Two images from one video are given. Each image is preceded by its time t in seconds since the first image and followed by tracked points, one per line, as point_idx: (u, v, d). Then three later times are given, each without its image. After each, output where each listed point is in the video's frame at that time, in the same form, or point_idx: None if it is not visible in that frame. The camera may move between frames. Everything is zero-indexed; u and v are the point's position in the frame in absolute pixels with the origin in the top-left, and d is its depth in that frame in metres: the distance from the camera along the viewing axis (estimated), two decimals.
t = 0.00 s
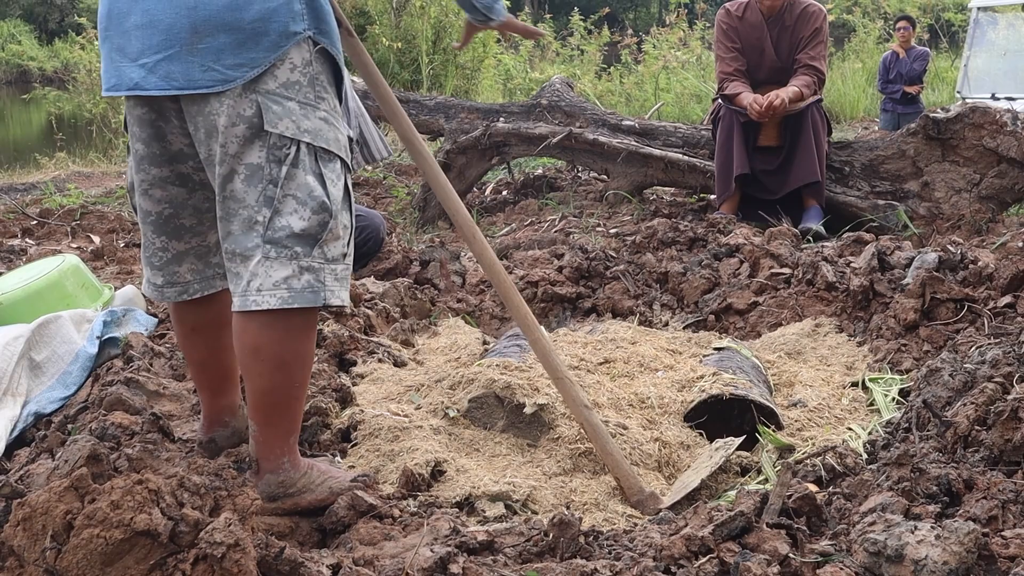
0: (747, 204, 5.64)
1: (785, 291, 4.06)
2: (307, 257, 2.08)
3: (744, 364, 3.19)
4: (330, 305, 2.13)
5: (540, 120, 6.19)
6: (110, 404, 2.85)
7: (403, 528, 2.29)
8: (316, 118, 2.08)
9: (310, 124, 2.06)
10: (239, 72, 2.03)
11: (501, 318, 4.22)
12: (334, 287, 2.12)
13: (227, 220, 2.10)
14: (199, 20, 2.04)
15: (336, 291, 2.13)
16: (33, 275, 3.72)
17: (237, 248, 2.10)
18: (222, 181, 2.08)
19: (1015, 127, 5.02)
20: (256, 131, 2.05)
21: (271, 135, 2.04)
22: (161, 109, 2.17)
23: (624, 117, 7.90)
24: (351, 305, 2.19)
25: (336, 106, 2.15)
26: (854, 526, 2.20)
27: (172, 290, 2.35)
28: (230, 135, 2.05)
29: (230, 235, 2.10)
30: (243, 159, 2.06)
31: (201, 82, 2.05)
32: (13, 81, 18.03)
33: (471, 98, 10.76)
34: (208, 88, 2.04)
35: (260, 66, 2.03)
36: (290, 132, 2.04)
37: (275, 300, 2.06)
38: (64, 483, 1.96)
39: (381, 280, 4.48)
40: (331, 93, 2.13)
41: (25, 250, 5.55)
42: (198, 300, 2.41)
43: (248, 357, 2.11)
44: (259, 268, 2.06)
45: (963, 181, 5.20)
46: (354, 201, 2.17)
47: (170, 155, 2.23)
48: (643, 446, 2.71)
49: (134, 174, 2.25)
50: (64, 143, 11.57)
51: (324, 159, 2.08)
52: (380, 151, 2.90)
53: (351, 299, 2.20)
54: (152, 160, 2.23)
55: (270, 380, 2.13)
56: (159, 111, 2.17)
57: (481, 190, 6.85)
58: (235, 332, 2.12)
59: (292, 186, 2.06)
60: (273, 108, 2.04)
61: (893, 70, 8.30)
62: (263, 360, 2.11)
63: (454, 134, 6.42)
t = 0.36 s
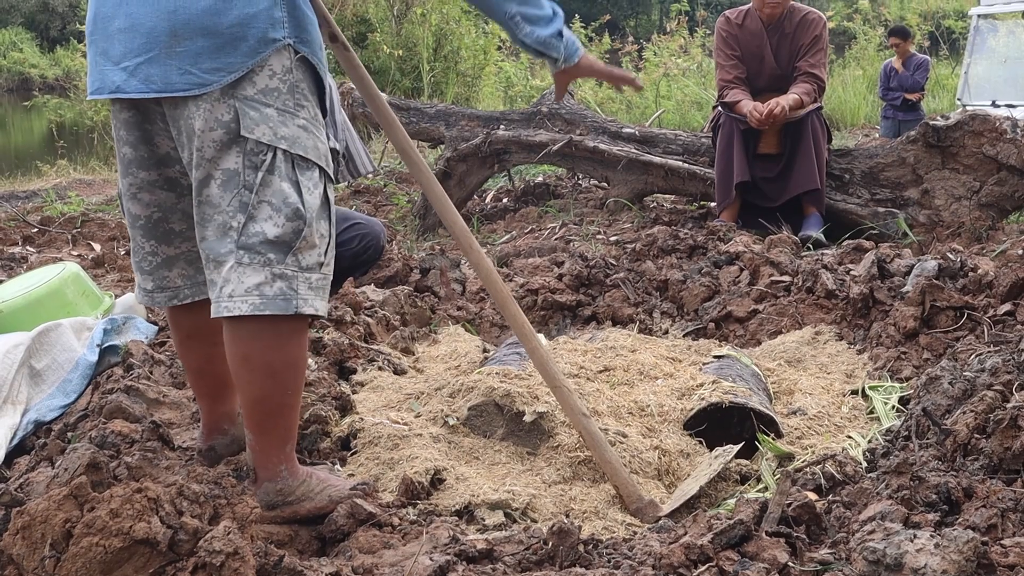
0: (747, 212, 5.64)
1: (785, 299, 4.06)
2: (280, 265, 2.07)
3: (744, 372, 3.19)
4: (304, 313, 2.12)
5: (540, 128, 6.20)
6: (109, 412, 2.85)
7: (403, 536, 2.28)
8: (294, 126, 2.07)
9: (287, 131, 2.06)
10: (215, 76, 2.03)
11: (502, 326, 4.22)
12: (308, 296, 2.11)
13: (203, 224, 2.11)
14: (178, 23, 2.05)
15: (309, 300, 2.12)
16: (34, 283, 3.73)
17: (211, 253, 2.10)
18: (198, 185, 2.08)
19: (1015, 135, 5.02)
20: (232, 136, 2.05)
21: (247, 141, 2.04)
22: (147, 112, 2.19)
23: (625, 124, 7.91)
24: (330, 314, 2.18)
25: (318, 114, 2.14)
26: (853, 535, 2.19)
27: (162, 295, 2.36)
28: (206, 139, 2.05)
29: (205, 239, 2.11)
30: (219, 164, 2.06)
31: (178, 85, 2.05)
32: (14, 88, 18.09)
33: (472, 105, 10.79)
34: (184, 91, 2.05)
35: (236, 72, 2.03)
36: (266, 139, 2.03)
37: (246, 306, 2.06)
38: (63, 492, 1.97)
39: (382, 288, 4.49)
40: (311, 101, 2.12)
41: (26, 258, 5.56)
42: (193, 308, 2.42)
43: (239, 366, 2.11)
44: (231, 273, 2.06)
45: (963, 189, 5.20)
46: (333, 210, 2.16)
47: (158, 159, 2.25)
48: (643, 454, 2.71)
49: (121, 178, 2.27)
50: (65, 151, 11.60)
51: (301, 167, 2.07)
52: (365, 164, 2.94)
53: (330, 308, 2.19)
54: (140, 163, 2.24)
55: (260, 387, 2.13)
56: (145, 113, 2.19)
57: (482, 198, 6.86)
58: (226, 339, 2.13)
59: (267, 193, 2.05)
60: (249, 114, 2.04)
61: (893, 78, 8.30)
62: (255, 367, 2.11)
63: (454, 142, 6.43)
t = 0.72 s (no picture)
0: (745, 227, 5.67)
1: (783, 314, 4.07)
2: (280, 279, 2.08)
3: (742, 388, 3.19)
4: (303, 328, 2.13)
5: (539, 143, 6.23)
6: (107, 428, 2.85)
7: (400, 553, 2.28)
8: (294, 141, 2.08)
9: (288, 146, 2.07)
10: (217, 91, 2.04)
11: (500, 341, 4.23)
12: (307, 310, 2.12)
13: (202, 239, 2.12)
14: (180, 39, 2.05)
15: (309, 314, 2.13)
16: (33, 298, 3.74)
17: (210, 267, 2.11)
18: (198, 200, 2.09)
19: (1012, 150, 5.03)
20: (233, 151, 2.06)
21: (248, 156, 2.05)
22: (147, 126, 2.19)
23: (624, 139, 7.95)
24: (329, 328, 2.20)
25: (317, 130, 2.16)
26: (851, 550, 2.19)
27: (162, 308, 2.37)
28: (208, 154, 2.06)
29: (204, 254, 2.12)
30: (220, 179, 2.07)
31: (180, 100, 2.05)
32: (15, 104, 18.17)
33: (472, 120, 10.84)
34: (185, 106, 2.05)
35: (238, 87, 2.04)
36: (266, 154, 2.05)
37: (246, 320, 2.06)
38: (61, 508, 2.02)
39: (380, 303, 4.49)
40: (311, 117, 2.14)
41: (25, 273, 5.57)
42: (191, 325, 2.43)
43: (236, 382, 2.12)
44: (231, 287, 2.07)
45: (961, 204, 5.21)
46: (332, 226, 2.18)
47: (158, 173, 2.26)
48: (641, 470, 2.71)
49: (121, 193, 2.27)
50: (65, 165, 11.63)
51: (301, 182, 2.09)
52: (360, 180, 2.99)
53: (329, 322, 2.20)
54: (140, 177, 2.25)
55: (257, 403, 2.14)
56: (145, 128, 2.19)
57: (481, 213, 6.88)
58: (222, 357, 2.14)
59: (267, 207, 2.06)
60: (250, 129, 2.05)
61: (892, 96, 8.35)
62: (252, 383, 2.12)
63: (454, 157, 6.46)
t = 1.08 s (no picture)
0: (742, 253, 5.68)
1: (780, 340, 4.07)
2: (272, 305, 2.09)
3: (739, 415, 3.19)
4: (295, 354, 2.13)
5: (536, 169, 6.26)
6: (104, 455, 2.84)
7: None
8: (290, 168, 2.11)
9: (283, 173, 2.09)
10: (216, 117, 2.06)
11: (497, 367, 4.24)
12: (299, 337, 2.13)
13: (196, 265, 2.12)
14: (179, 66, 2.06)
15: (300, 341, 2.13)
16: (30, 324, 3.74)
17: (203, 293, 2.11)
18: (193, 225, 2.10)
19: (1008, 176, 5.04)
20: (230, 177, 2.08)
21: (244, 182, 2.07)
22: (148, 154, 2.20)
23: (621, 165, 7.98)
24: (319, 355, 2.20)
25: (311, 158, 2.18)
26: None
27: (161, 335, 2.37)
28: (204, 180, 2.07)
29: (198, 280, 2.12)
30: (216, 205, 2.08)
31: (179, 128, 2.07)
32: (13, 129, 18.28)
33: (470, 145, 10.90)
34: (183, 132, 2.06)
35: (234, 113, 2.06)
36: (262, 180, 2.06)
37: (238, 346, 2.06)
38: (57, 537, 2.20)
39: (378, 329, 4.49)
40: (306, 144, 2.16)
41: (23, 299, 5.58)
42: (188, 349, 2.43)
43: (227, 408, 2.12)
44: (224, 313, 2.07)
45: (957, 230, 5.23)
46: (325, 253, 2.19)
47: (158, 200, 2.27)
48: (638, 497, 2.70)
49: (121, 220, 2.28)
50: (63, 191, 11.66)
51: (296, 209, 2.11)
52: (357, 210, 3.03)
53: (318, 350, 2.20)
54: (140, 206, 2.26)
55: (250, 431, 2.14)
56: (145, 156, 2.20)
57: (478, 239, 6.91)
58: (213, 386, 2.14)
59: (262, 233, 2.07)
60: (247, 155, 2.06)
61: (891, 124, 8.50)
62: (244, 412, 2.12)
63: (451, 184, 6.50)
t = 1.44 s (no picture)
0: (738, 265, 5.71)
1: (776, 353, 4.08)
2: (268, 323, 2.10)
3: (735, 428, 3.19)
4: (293, 369, 2.14)
5: (533, 182, 6.28)
6: (100, 469, 2.83)
7: None
8: (279, 187, 2.10)
9: (272, 193, 2.09)
10: (193, 139, 2.06)
11: (494, 381, 4.24)
12: (297, 352, 2.13)
13: (188, 285, 2.13)
14: (158, 87, 2.06)
15: (298, 356, 2.14)
16: (26, 339, 3.73)
17: (196, 312, 2.12)
18: (183, 246, 2.11)
19: (1003, 190, 5.04)
20: (218, 198, 2.08)
21: (232, 203, 2.07)
22: (135, 169, 2.21)
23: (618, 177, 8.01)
24: (323, 369, 2.20)
25: (304, 174, 2.17)
26: None
27: (155, 345, 2.37)
28: (192, 202, 2.08)
29: (190, 300, 2.13)
30: (205, 226, 2.09)
31: (157, 148, 2.07)
32: (10, 143, 18.31)
33: (466, 159, 10.92)
34: (164, 154, 2.07)
35: (215, 135, 2.06)
36: (250, 201, 2.07)
37: (235, 364, 2.08)
38: (52, 552, 2.25)
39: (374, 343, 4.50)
40: (297, 161, 2.15)
41: (19, 313, 5.58)
42: (186, 361, 2.43)
43: (236, 417, 2.13)
44: (219, 332, 2.08)
45: (953, 243, 5.25)
46: (322, 268, 2.19)
47: (148, 214, 2.28)
48: (635, 510, 2.70)
49: (110, 234, 2.29)
50: (59, 205, 11.66)
51: (287, 227, 2.10)
52: (353, 228, 3.05)
53: (322, 364, 2.21)
54: (129, 220, 2.27)
55: (257, 441, 2.14)
56: (133, 171, 2.21)
57: (475, 253, 6.92)
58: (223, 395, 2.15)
59: (254, 252, 2.08)
60: (233, 177, 2.07)
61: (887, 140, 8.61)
62: (252, 421, 2.13)
63: (448, 197, 6.52)
